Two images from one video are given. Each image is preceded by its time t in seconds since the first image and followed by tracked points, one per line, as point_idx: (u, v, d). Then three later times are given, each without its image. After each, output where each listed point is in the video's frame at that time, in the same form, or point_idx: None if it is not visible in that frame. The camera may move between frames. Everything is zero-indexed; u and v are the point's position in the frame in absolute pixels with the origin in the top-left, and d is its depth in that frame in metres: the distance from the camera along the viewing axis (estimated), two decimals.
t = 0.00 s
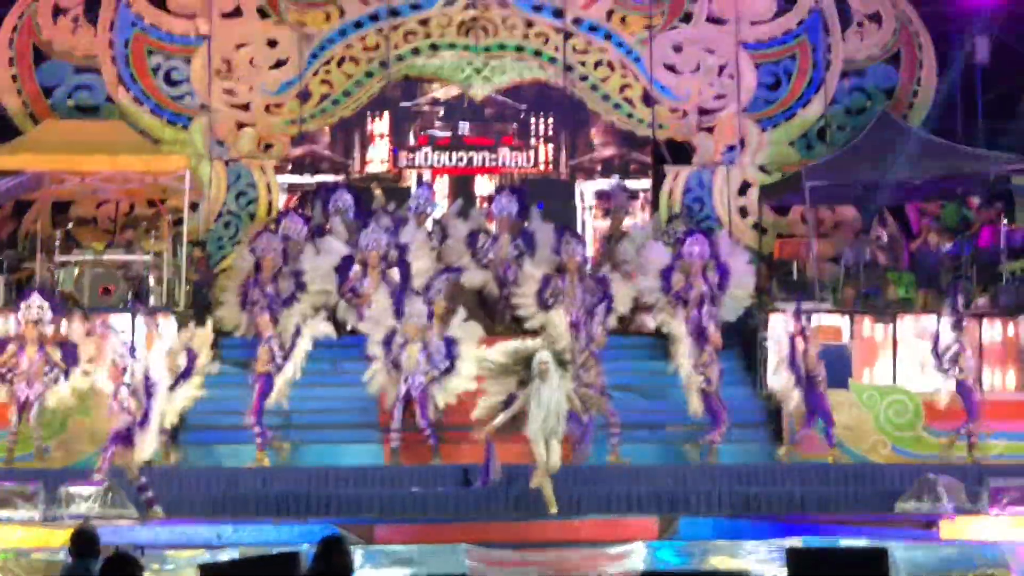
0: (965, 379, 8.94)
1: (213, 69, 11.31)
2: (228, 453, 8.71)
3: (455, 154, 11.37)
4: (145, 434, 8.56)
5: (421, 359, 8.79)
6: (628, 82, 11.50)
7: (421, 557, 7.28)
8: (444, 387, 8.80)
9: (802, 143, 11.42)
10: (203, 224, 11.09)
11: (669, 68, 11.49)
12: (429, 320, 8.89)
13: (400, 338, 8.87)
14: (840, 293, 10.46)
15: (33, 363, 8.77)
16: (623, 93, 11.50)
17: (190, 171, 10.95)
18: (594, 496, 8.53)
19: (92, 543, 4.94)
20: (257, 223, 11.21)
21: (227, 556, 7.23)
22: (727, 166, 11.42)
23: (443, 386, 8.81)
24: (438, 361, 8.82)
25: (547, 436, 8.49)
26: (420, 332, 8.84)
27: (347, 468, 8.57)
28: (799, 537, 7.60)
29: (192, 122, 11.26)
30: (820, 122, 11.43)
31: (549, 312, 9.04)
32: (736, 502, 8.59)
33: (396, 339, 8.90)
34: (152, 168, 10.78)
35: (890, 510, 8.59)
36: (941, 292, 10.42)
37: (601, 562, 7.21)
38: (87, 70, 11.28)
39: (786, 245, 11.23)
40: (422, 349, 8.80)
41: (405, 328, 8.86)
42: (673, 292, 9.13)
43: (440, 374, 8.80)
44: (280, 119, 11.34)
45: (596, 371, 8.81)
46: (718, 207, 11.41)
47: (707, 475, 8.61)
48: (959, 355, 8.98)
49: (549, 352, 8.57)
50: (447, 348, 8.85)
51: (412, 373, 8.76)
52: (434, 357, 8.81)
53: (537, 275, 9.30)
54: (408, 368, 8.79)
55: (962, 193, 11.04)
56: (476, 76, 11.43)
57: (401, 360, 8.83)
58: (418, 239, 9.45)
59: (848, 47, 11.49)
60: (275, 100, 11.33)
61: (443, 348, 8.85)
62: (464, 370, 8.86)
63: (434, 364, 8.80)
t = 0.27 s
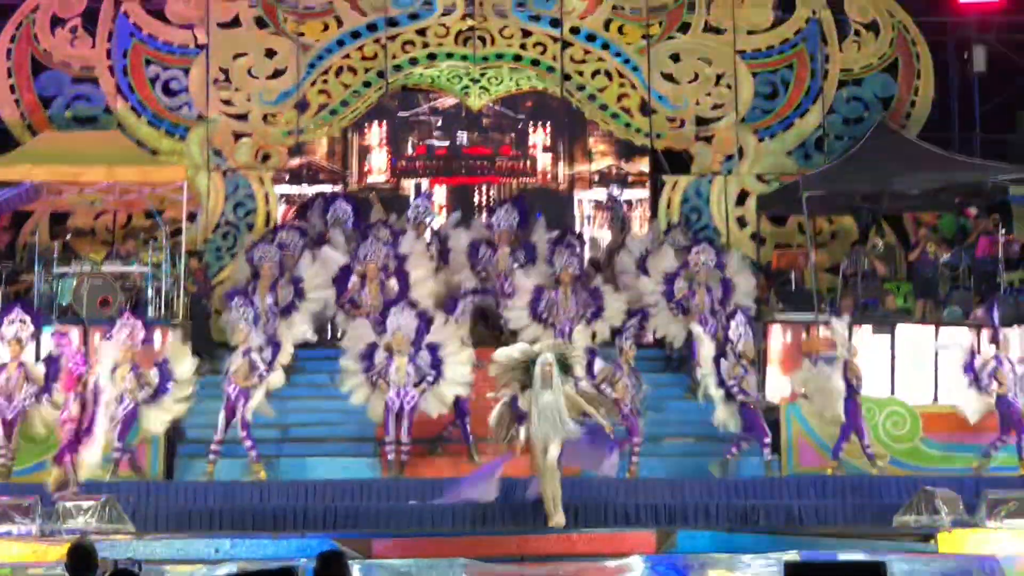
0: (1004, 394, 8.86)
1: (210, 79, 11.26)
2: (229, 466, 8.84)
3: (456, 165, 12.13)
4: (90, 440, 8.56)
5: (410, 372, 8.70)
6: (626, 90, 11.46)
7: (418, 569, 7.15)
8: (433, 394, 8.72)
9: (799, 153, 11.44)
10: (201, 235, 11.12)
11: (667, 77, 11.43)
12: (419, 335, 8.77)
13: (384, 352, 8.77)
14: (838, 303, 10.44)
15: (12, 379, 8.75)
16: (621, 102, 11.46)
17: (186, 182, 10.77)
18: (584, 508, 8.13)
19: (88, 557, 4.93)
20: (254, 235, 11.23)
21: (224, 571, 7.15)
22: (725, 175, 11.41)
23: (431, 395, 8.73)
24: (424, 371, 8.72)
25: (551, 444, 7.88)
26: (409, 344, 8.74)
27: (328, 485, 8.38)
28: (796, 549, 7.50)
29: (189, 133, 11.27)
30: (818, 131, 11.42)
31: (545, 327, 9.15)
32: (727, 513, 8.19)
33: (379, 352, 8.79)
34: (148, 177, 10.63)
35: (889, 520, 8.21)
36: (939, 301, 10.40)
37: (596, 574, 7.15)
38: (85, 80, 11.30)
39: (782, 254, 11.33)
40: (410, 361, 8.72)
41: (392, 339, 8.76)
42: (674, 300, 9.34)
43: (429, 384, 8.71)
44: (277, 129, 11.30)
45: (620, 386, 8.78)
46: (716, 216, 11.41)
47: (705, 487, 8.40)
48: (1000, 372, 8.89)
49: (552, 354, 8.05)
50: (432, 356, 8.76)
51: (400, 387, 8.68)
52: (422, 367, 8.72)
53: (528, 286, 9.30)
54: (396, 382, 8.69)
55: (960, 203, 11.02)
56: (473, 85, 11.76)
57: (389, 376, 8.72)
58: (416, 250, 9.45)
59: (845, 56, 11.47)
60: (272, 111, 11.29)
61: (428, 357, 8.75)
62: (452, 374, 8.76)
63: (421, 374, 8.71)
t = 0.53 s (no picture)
0: None
1: (210, 87, 11.29)
2: (228, 472, 8.79)
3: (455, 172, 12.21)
4: (52, 454, 8.51)
5: (406, 379, 8.69)
6: (624, 98, 11.46)
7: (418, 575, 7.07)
8: (431, 400, 8.72)
9: (797, 160, 11.45)
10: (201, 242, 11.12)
11: (665, 84, 11.47)
12: (415, 341, 8.76)
13: (381, 359, 8.75)
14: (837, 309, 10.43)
15: (4, 385, 8.66)
16: (619, 110, 11.46)
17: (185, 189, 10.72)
18: (584, 514, 8.15)
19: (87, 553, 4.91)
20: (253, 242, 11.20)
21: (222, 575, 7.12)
22: (724, 182, 11.40)
23: (429, 400, 8.73)
24: (421, 378, 8.72)
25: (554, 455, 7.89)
26: (406, 351, 8.73)
27: (331, 489, 8.43)
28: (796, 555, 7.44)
29: (188, 140, 11.27)
30: (816, 138, 11.44)
31: (543, 333, 9.29)
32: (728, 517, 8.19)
33: (376, 358, 8.77)
34: (148, 184, 10.57)
35: (889, 527, 8.20)
36: (938, 308, 10.39)
37: None
38: (84, 88, 11.29)
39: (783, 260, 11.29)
40: (406, 367, 8.71)
41: (388, 346, 8.74)
42: (673, 305, 9.60)
43: (425, 391, 8.71)
44: (276, 137, 11.32)
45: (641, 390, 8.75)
46: (715, 224, 11.39)
47: (705, 492, 8.42)
48: None
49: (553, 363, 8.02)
50: (427, 362, 8.76)
51: (396, 395, 8.67)
52: (417, 373, 8.72)
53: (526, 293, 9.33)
54: (392, 390, 8.68)
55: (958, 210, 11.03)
56: (470, 93, 11.77)
57: (384, 384, 8.70)
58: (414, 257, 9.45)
59: (844, 64, 11.48)
60: (271, 118, 11.31)
61: (424, 363, 8.75)
62: (450, 379, 8.77)
63: (417, 381, 8.71)
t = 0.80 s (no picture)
0: None
1: (209, 86, 11.29)
2: (228, 471, 8.80)
3: (452, 170, 12.22)
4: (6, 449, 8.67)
5: (400, 380, 8.71)
6: (624, 98, 11.46)
7: None
8: (421, 401, 8.76)
9: (797, 160, 11.46)
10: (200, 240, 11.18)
11: (665, 84, 11.47)
12: (410, 342, 8.77)
13: (375, 359, 8.75)
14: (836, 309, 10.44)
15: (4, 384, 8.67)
16: (619, 110, 11.46)
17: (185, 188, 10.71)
18: (583, 514, 8.17)
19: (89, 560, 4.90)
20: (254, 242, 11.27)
21: None
22: (723, 183, 11.41)
23: (419, 401, 8.76)
24: (416, 378, 8.73)
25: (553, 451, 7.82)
26: (403, 351, 8.74)
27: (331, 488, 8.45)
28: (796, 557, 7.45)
29: (187, 139, 11.27)
30: (815, 138, 11.45)
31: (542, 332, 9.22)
32: (727, 519, 8.21)
33: (368, 359, 8.76)
34: (148, 183, 10.56)
35: (890, 528, 8.22)
36: (937, 308, 10.41)
37: None
38: (83, 87, 11.29)
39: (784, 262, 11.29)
40: (400, 367, 8.72)
41: (383, 346, 8.73)
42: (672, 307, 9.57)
43: (418, 392, 8.72)
44: (276, 136, 11.33)
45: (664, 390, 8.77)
46: (714, 223, 11.42)
47: (702, 490, 8.44)
48: None
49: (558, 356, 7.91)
50: (421, 363, 8.77)
51: (391, 396, 8.69)
52: (411, 373, 8.73)
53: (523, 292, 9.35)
54: (386, 390, 8.70)
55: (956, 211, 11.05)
56: (470, 92, 11.62)
57: (380, 386, 8.72)
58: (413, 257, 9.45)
59: (844, 64, 11.47)
60: (271, 117, 11.32)
61: (418, 364, 8.76)
62: (445, 379, 8.79)
63: (410, 381, 8.72)
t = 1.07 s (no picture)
0: None
1: (208, 84, 11.29)
2: (225, 468, 8.79)
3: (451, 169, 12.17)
4: None
5: (398, 377, 8.71)
6: (623, 97, 11.47)
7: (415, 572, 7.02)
8: (422, 400, 8.72)
9: (796, 160, 11.46)
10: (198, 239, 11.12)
11: (664, 84, 11.48)
12: (407, 340, 8.78)
13: (373, 356, 8.75)
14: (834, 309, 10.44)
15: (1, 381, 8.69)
16: (618, 109, 11.47)
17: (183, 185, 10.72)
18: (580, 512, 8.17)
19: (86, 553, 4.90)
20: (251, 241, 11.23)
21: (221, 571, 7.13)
22: (722, 182, 11.41)
23: (419, 400, 8.73)
24: (413, 376, 8.73)
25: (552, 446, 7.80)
26: (401, 349, 8.74)
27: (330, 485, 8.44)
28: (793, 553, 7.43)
29: (187, 137, 11.27)
30: (814, 138, 11.45)
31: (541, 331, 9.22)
32: (724, 515, 8.23)
33: (365, 358, 8.75)
34: (146, 179, 10.57)
35: (886, 525, 8.26)
36: (936, 308, 10.41)
37: None
38: (82, 84, 11.30)
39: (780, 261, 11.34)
40: (398, 366, 8.73)
41: (380, 345, 8.74)
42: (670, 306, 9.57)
43: (416, 390, 8.71)
44: (275, 134, 11.31)
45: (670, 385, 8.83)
46: (712, 223, 11.42)
47: (700, 489, 8.46)
48: None
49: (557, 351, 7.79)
50: (418, 362, 8.76)
51: (390, 393, 8.69)
52: (409, 372, 8.73)
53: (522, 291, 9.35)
54: (385, 388, 8.70)
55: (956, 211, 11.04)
56: (470, 91, 11.68)
57: (378, 383, 8.71)
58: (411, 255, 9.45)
59: (843, 64, 11.48)
60: (270, 115, 11.31)
61: (415, 362, 8.76)
62: (443, 377, 8.78)
63: (408, 379, 8.71)
